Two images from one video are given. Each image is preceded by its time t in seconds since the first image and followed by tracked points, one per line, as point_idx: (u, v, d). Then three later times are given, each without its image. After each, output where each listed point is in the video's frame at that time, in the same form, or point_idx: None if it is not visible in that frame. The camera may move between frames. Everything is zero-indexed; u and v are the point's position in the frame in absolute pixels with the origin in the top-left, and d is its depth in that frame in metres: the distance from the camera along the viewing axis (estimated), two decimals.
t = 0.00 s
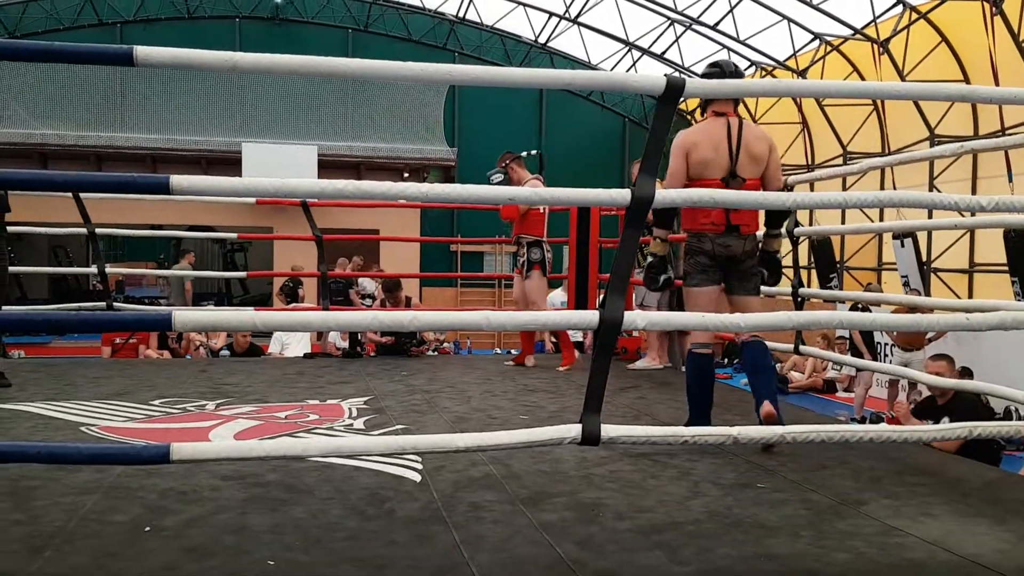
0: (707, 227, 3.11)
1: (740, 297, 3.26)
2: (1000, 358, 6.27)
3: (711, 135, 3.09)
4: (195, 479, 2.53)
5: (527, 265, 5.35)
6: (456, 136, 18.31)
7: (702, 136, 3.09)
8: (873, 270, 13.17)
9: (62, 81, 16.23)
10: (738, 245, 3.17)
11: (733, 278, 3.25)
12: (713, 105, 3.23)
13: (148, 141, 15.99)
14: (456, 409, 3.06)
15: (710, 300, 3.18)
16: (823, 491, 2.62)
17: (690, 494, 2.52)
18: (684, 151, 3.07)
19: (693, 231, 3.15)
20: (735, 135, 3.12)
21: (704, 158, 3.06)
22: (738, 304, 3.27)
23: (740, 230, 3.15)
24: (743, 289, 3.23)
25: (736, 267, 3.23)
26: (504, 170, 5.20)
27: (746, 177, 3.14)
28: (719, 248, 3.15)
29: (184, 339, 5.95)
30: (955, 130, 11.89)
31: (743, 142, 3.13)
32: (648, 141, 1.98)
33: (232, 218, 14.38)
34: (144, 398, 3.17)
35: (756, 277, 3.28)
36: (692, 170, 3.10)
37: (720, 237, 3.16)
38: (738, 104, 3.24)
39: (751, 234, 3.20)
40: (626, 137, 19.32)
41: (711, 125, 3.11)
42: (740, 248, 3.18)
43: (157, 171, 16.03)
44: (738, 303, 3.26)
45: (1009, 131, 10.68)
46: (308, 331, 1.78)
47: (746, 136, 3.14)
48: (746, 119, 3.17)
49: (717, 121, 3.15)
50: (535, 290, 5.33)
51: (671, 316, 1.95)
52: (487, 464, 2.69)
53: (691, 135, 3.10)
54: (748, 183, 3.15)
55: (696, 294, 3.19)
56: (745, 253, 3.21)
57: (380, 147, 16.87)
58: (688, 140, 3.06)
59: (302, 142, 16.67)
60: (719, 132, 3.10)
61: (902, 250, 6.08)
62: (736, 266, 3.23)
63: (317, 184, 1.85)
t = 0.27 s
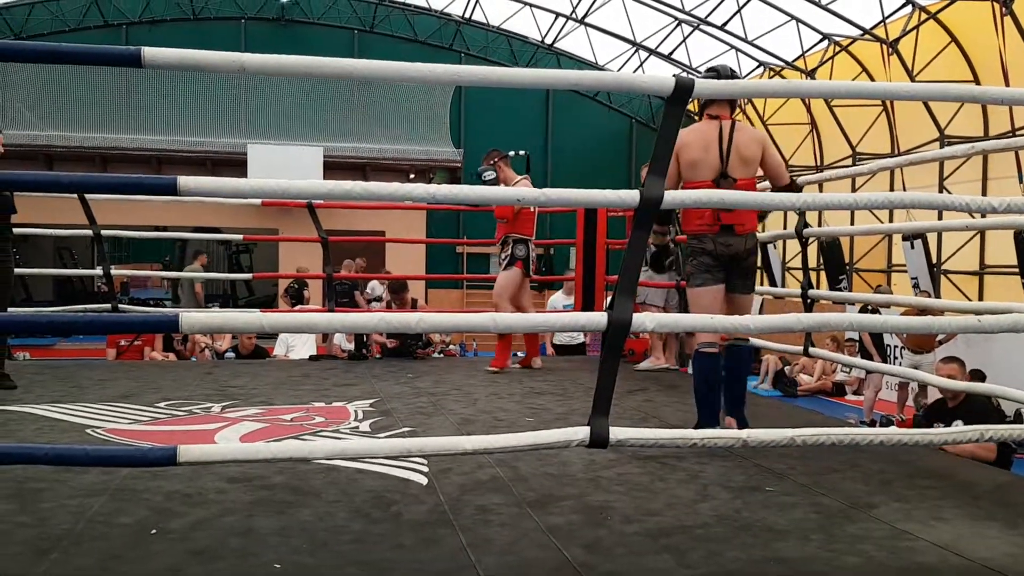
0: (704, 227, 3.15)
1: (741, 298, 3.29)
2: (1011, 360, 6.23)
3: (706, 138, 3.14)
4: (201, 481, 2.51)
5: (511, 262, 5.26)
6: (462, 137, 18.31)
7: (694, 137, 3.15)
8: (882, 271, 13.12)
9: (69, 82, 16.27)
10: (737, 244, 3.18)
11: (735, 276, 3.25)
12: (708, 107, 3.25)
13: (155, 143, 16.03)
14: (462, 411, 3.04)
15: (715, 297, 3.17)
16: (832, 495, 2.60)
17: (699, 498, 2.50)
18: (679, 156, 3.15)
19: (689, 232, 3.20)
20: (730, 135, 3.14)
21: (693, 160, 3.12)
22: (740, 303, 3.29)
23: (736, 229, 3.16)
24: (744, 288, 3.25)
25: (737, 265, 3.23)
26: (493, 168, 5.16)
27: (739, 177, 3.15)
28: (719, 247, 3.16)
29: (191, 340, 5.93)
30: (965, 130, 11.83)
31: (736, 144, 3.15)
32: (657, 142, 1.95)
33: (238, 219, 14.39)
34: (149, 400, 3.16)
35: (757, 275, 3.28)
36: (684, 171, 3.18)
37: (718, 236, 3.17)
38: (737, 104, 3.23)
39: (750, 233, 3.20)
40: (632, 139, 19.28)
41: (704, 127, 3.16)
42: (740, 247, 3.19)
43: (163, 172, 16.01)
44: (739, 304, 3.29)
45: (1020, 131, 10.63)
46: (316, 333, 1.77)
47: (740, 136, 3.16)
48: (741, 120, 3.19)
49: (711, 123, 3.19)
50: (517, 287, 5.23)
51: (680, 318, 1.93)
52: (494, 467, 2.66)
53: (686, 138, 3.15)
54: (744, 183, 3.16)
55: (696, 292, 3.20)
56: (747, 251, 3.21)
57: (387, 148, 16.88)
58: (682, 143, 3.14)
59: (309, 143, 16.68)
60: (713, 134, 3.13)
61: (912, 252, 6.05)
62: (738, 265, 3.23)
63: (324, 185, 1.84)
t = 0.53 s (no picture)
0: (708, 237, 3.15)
1: (736, 301, 3.33)
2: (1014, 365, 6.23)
3: (711, 148, 3.12)
4: (206, 483, 2.52)
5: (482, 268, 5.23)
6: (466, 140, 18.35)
7: (702, 148, 3.12)
8: (885, 275, 13.10)
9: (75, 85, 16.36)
10: (736, 253, 3.20)
11: (728, 283, 3.30)
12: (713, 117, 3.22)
13: (160, 145, 16.11)
14: (466, 413, 3.05)
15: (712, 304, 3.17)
16: (836, 498, 2.60)
17: (702, 501, 2.51)
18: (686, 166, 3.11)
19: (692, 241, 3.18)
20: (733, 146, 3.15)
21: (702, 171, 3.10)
22: (733, 308, 3.33)
23: (736, 239, 3.20)
24: (739, 294, 3.30)
25: (734, 273, 3.26)
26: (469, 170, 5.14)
27: (741, 190, 3.18)
28: (719, 256, 3.18)
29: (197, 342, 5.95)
30: (969, 135, 11.81)
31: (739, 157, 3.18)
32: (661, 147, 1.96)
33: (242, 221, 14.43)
34: (155, 402, 3.17)
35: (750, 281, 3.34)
36: (691, 182, 3.14)
37: (719, 246, 3.19)
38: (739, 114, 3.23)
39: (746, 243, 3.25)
40: (636, 142, 19.30)
41: (709, 137, 3.14)
42: (738, 256, 3.22)
43: (168, 175, 16.06)
44: (733, 307, 3.33)
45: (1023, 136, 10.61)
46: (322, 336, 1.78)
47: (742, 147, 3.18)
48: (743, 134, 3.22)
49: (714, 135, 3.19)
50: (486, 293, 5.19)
51: (684, 322, 1.93)
52: (498, 469, 2.67)
53: (692, 147, 3.12)
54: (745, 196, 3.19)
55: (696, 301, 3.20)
56: (743, 260, 3.24)
57: (391, 151, 16.92)
58: (690, 153, 3.10)
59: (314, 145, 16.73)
60: (719, 145, 3.13)
61: (915, 256, 6.04)
62: (733, 273, 3.27)
63: (331, 189, 1.85)
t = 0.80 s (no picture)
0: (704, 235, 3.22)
1: (730, 296, 3.28)
2: (1016, 365, 6.23)
3: (708, 149, 3.21)
4: (208, 482, 2.52)
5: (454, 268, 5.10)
6: (467, 140, 18.37)
7: (701, 149, 3.21)
8: (886, 275, 13.10)
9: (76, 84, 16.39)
10: (731, 250, 3.27)
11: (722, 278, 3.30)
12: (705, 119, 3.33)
13: (161, 145, 16.13)
14: (467, 413, 3.05)
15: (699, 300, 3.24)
16: (837, 497, 2.60)
17: (704, 500, 2.50)
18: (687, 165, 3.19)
19: (689, 238, 3.25)
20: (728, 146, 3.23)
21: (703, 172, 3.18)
22: (726, 301, 3.28)
23: (731, 236, 3.26)
24: (731, 291, 3.28)
25: (728, 270, 3.28)
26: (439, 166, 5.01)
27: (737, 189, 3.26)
28: (713, 254, 3.25)
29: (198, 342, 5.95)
30: (970, 135, 11.81)
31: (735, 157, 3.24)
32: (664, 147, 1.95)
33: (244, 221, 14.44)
34: (156, 401, 3.17)
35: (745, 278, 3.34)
36: (691, 182, 3.22)
37: (714, 244, 3.26)
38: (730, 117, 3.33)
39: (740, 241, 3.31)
40: (638, 142, 19.30)
41: (704, 138, 3.23)
42: (732, 253, 3.27)
43: (170, 175, 16.07)
44: (726, 302, 3.28)
45: None
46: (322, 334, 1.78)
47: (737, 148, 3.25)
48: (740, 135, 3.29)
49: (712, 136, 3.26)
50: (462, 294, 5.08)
51: (686, 320, 1.93)
52: (498, 468, 2.67)
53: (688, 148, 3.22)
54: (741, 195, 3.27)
55: (681, 298, 3.28)
56: (737, 258, 3.30)
57: (392, 151, 16.93)
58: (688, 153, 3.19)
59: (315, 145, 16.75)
60: (715, 145, 3.21)
61: (916, 255, 6.04)
62: (727, 269, 3.29)
63: (331, 188, 1.85)
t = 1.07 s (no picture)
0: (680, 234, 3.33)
1: (720, 292, 3.35)
2: None
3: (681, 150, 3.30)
4: (220, 478, 2.53)
5: (431, 265, 5.08)
6: (477, 137, 18.37)
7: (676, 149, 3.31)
8: (897, 271, 13.03)
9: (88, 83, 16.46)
10: (711, 246, 3.34)
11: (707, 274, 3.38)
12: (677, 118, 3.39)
13: (172, 143, 16.20)
14: (478, 410, 3.05)
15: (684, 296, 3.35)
16: (848, 494, 2.59)
17: (715, 497, 2.50)
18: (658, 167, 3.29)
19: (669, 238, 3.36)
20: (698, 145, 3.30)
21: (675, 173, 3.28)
22: (716, 298, 3.36)
23: (712, 233, 3.32)
24: (718, 286, 3.34)
25: (710, 265, 3.36)
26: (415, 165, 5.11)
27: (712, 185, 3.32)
28: (693, 251, 3.34)
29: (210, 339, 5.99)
30: (982, 130, 11.71)
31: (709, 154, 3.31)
32: (673, 144, 1.95)
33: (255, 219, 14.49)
34: (169, 398, 3.19)
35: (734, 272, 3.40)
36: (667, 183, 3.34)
37: (694, 241, 3.34)
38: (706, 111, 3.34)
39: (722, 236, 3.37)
40: (648, 138, 19.24)
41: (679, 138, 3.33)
42: (713, 249, 3.34)
43: (180, 173, 16.14)
44: (716, 298, 3.36)
45: None
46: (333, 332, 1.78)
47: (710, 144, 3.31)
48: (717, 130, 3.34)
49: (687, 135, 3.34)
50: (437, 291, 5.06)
51: (696, 317, 1.93)
52: (509, 465, 2.67)
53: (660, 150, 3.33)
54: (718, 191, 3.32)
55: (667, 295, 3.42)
56: (720, 254, 3.37)
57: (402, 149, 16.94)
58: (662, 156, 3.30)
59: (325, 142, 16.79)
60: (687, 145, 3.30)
61: (927, 252, 6.00)
62: (709, 266, 3.37)
63: (341, 186, 1.85)
